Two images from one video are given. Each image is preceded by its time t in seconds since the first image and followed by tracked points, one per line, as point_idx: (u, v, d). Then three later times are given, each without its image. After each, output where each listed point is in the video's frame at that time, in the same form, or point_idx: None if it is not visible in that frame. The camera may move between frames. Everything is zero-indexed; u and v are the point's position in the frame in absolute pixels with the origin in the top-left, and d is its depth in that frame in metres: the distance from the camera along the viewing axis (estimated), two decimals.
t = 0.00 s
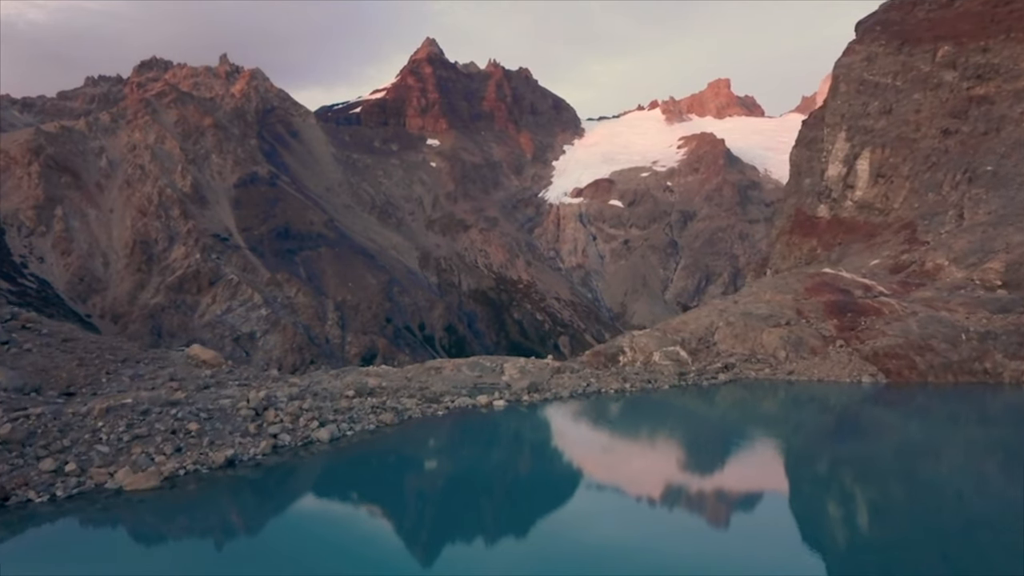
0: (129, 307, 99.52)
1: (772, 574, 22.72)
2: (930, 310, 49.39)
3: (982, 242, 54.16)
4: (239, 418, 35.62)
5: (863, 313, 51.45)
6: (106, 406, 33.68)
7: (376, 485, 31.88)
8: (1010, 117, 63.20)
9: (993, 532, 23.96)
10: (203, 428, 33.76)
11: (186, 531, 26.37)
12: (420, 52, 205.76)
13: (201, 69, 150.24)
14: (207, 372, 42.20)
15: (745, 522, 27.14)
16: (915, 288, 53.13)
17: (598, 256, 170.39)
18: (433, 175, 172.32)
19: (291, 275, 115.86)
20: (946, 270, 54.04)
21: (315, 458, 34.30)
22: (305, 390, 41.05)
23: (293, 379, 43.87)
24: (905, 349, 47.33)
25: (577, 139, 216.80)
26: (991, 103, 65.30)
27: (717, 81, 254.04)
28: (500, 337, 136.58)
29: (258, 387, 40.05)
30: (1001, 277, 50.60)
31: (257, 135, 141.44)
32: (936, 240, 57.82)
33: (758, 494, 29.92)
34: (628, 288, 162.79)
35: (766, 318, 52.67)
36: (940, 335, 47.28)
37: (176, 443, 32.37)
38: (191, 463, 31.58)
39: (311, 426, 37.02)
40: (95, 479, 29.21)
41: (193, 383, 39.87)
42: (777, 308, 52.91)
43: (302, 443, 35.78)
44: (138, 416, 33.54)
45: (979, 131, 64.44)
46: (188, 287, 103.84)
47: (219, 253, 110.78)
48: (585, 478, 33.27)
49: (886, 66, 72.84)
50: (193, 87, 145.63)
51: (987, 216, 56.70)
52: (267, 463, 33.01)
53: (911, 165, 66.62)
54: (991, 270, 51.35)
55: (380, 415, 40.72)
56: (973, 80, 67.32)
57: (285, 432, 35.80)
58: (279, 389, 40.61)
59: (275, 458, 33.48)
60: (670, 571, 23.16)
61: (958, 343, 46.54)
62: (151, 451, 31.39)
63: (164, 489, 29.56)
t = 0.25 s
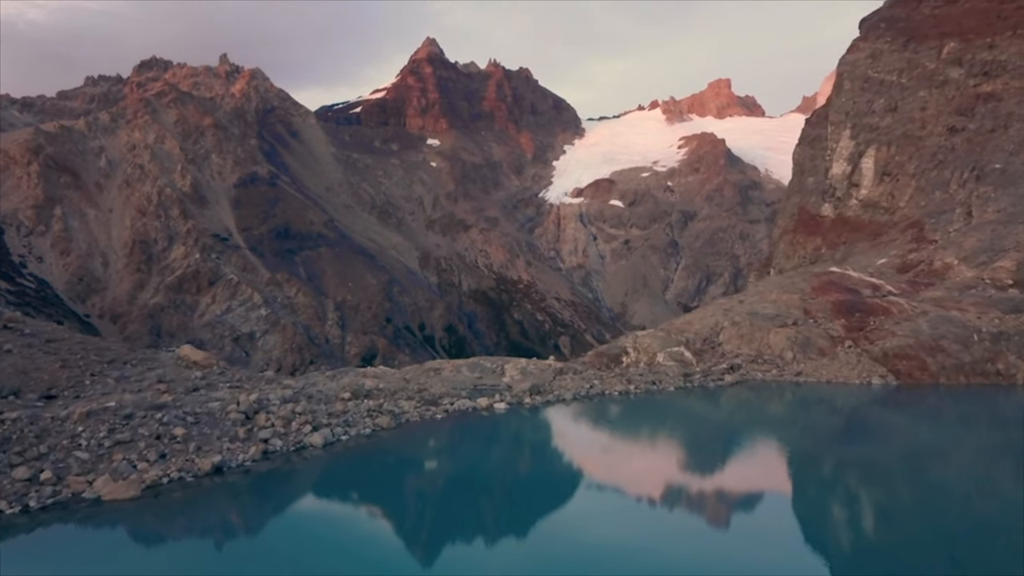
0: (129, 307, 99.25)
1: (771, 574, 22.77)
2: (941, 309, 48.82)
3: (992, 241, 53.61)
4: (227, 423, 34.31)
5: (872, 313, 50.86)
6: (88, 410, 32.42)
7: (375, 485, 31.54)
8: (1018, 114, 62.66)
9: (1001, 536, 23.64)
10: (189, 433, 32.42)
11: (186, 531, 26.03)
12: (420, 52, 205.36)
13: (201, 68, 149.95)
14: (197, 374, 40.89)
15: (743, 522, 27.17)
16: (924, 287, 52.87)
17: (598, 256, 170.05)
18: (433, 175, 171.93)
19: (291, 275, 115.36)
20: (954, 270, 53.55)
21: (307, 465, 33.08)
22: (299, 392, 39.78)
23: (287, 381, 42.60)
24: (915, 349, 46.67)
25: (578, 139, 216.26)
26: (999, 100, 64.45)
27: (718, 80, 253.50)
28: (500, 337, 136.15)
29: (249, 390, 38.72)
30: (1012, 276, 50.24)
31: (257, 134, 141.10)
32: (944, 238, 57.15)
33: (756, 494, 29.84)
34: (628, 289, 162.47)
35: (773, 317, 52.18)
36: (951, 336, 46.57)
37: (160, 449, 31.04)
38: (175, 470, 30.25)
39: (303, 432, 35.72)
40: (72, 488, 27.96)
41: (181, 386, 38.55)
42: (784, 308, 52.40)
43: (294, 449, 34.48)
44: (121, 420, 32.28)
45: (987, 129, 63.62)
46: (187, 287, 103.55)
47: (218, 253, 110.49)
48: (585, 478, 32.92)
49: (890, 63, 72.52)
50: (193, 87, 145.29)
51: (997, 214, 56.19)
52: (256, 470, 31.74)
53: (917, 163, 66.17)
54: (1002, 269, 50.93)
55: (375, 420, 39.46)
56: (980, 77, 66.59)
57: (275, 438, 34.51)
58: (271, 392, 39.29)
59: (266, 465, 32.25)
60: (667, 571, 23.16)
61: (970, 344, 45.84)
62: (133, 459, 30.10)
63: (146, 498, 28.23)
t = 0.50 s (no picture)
0: (129, 307, 98.91)
1: (772, 574, 22.52)
2: (955, 309, 48.06)
3: (1005, 239, 52.57)
4: (212, 428, 32.49)
5: (884, 313, 50.07)
6: (61, 419, 30.80)
7: (373, 485, 31.08)
8: None
9: (1011, 539, 23.21)
10: (169, 440, 30.70)
11: (186, 531, 25.64)
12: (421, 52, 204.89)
13: (201, 68, 149.49)
14: (184, 376, 39.02)
15: (743, 521, 27.03)
16: (935, 287, 51.71)
17: (599, 256, 169.65)
18: (433, 175, 171.42)
19: (290, 275, 114.77)
20: (967, 267, 52.49)
21: (297, 473, 31.40)
22: (291, 396, 37.77)
23: (279, 384, 40.36)
24: (929, 349, 46.05)
25: (578, 139, 215.63)
26: (1008, 96, 63.64)
27: (718, 81, 253.06)
28: (501, 337, 135.76)
29: (239, 394, 36.83)
30: None
31: (257, 134, 140.68)
32: (955, 237, 56.13)
33: (755, 494, 29.63)
34: (629, 289, 162.09)
35: (782, 317, 51.49)
36: (966, 336, 45.89)
37: (137, 457, 29.38)
38: (153, 480, 28.59)
39: (294, 436, 33.98)
40: (41, 501, 26.44)
41: (167, 389, 36.70)
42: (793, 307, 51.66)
43: (283, 455, 32.66)
44: (98, 427, 30.61)
45: (997, 125, 62.77)
46: (186, 287, 103.26)
47: (217, 253, 110.04)
48: (586, 479, 32.45)
49: (896, 59, 72.09)
50: (192, 87, 144.84)
51: (1008, 212, 55.32)
52: (242, 480, 30.02)
53: (924, 160, 65.25)
54: (1016, 266, 49.69)
55: (371, 425, 37.58)
56: (988, 73, 65.67)
57: (263, 445, 32.68)
58: (262, 395, 37.40)
59: (254, 473, 30.65)
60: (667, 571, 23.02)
61: (986, 344, 45.01)
62: (109, 468, 28.48)
63: (120, 512, 26.68)
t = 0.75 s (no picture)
0: (128, 307, 98.66)
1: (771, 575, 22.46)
2: (967, 309, 47.56)
3: (1016, 239, 52.06)
4: (200, 433, 30.68)
5: (895, 313, 49.19)
6: (38, 422, 28.88)
7: (372, 484, 30.69)
8: None
9: (1016, 542, 22.91)
10: (154, 446, 28.89)
11: (186, 531, 25.32)
12: (421, 52, 204.36)
13: (201, 68, 149.09)
14: (174, 377, 37.12)
15: (745, 521, 26.82)
16: (946, 286, 51.24)
17: (599, 256, 169.29)
18: (433, 175, 171.00)
19: (290, 275, 114.34)
20: (978, 266, 52.07)
21: (288, 483, 29.82)
22: (285, 398, 35.93)
23: (273, 385, 38.55)
24: (942, 350, 44.96)
25: (578, 139, 215.16)
26: (1015, 93, 63.21)
27: (719, 80, 252.70)
28: (501, 337, 135.34)
29: (229, 396, 35.01)
30: None
31: (257, 134, 140.35)
32: (965, 235, 55.64)
33: (755, 494, 29.43)
34: (629, 289, 161.75)
35: (789, 317, 50.57)
36: (979, 336, 45.15)
37: (119, 466, 27.54)
38: (135, 491, 26.80)
39: (287, 442, 32.29)
40: (12, 513, 24.52)
41: (155, 390, 34.78)
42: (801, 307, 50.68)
43: (274, 463, 31.00)
44: (77, 432, 28.83)
45: (1004, 122, 62.25)
46: (186, 287, 102.99)
47: (217, 253, 109.72)
48: (586, 480, 32.05)
49: (901, 55, 71.57)
50: (192, 87, 144.46)
51: (1018, 210, 54.88)
52: (230, 490, 28.37)
53: (931, 158, 64.84)
54: None
55: (367, 429, 35.88)
56: (995, 70, 65.12)
57: (254, 451, 30.89)
58: (254, 396, 35.58)
59: (243, 482, 29.02)
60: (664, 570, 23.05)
61: (1000, 345, 44.32)
62: (88, 477, 26.65)
63: (98, 525, 24.96)
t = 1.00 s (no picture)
0: (127, 307, 98.22)
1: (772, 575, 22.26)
2: (983, 309, 46.86)
3: None
4: (183, 441, 29.32)
5: (908, 312, 48.45)
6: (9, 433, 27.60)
7: (372, 484, 30.24)
8: None
9: None
10: (132, 456, 27.49)
11: (186, 532, 24.93)
12: (421, 52, 203.78)
13: (201, 67, 148.63)
14: (160, 382, 36.02)
15: (747, 523, 26.47)
16: (960, 285, 50.13)
17: (600, 256, 168.83)
18: (434, 175, 170.51)
19: (290, 275, 113.89)
20: (993, 265, 50.79)
21: (278, 492, 28.48)
22: (276, 403, 34.73)
23: (266, 389, 37.62)
24: (959, 351, 44.26)
25: (579, 139, 214.63)
26: None
27: (719, 80, 252.27)
28: (501, 337, 134.84)
29: (217, 403, 33.69)
30: None
31: (257, 134, 139.98)
32: (977, 231, 54.89)
33: (755, 495, 29.09)
34: (630, 289, 161.28)
35: (800, 317, 49.92)
36: (998, 336, 44.25)
37: (93, 477, 26.07)
38: (110, 504, 25.30)
39: (277, 448, 30.98)
40: None
41: (139, 396, 33.60)
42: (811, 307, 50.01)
43: (263, 471, 29.61)
44: (49, 442, 27.50)
45: (1015, 119, 61.35)
46: (185, 287, 102.64)
47: (217, 253, 109.33)
48: (586, 480, 31.64)
49: (908, 51, 69.82)
50: (192, 86, 143.94)
51: None
52: (213, 502, 26.97)
53: (941, 155, 63.55)
54: None
55: (363, 435, 34.47)
56: (1005, 66, 63.85)
57: (241, 460, 29.50)
58: (244, 402, 34.29)
59: (228, 493, 27.60)
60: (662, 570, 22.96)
61: (1018, 346, 43.59)
62: (58, 490, 25.14)
63: (67, 543, 23.41)
